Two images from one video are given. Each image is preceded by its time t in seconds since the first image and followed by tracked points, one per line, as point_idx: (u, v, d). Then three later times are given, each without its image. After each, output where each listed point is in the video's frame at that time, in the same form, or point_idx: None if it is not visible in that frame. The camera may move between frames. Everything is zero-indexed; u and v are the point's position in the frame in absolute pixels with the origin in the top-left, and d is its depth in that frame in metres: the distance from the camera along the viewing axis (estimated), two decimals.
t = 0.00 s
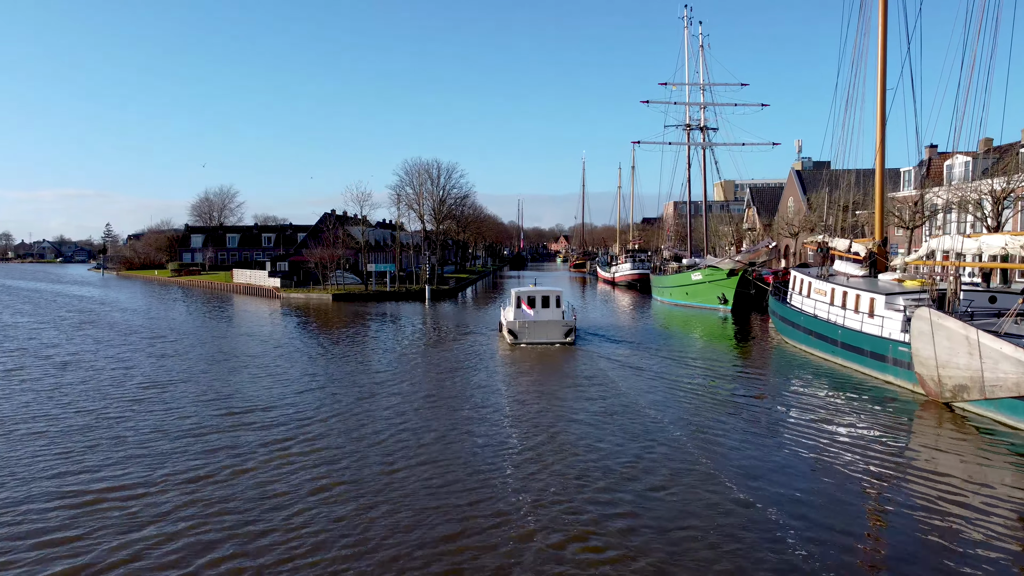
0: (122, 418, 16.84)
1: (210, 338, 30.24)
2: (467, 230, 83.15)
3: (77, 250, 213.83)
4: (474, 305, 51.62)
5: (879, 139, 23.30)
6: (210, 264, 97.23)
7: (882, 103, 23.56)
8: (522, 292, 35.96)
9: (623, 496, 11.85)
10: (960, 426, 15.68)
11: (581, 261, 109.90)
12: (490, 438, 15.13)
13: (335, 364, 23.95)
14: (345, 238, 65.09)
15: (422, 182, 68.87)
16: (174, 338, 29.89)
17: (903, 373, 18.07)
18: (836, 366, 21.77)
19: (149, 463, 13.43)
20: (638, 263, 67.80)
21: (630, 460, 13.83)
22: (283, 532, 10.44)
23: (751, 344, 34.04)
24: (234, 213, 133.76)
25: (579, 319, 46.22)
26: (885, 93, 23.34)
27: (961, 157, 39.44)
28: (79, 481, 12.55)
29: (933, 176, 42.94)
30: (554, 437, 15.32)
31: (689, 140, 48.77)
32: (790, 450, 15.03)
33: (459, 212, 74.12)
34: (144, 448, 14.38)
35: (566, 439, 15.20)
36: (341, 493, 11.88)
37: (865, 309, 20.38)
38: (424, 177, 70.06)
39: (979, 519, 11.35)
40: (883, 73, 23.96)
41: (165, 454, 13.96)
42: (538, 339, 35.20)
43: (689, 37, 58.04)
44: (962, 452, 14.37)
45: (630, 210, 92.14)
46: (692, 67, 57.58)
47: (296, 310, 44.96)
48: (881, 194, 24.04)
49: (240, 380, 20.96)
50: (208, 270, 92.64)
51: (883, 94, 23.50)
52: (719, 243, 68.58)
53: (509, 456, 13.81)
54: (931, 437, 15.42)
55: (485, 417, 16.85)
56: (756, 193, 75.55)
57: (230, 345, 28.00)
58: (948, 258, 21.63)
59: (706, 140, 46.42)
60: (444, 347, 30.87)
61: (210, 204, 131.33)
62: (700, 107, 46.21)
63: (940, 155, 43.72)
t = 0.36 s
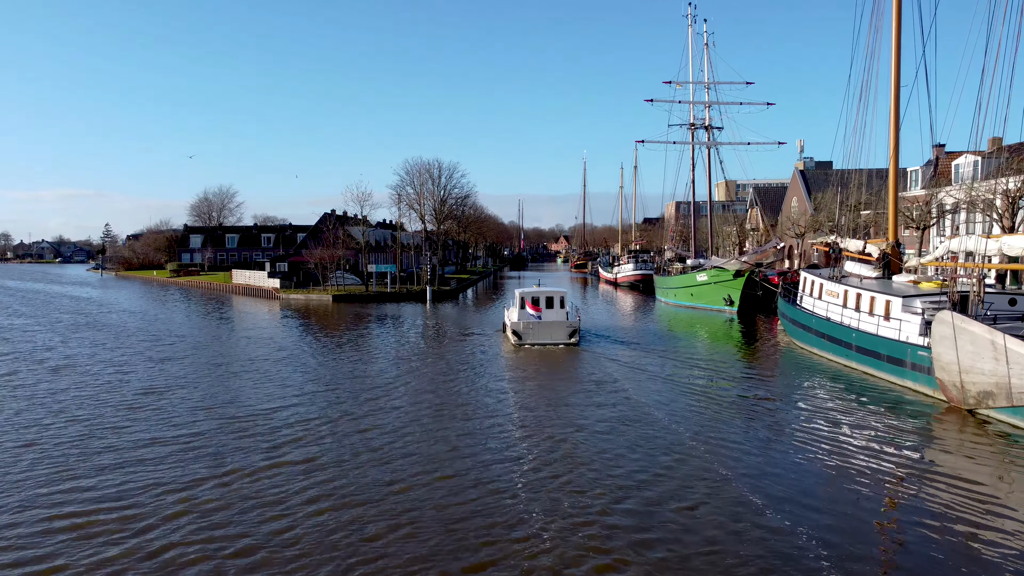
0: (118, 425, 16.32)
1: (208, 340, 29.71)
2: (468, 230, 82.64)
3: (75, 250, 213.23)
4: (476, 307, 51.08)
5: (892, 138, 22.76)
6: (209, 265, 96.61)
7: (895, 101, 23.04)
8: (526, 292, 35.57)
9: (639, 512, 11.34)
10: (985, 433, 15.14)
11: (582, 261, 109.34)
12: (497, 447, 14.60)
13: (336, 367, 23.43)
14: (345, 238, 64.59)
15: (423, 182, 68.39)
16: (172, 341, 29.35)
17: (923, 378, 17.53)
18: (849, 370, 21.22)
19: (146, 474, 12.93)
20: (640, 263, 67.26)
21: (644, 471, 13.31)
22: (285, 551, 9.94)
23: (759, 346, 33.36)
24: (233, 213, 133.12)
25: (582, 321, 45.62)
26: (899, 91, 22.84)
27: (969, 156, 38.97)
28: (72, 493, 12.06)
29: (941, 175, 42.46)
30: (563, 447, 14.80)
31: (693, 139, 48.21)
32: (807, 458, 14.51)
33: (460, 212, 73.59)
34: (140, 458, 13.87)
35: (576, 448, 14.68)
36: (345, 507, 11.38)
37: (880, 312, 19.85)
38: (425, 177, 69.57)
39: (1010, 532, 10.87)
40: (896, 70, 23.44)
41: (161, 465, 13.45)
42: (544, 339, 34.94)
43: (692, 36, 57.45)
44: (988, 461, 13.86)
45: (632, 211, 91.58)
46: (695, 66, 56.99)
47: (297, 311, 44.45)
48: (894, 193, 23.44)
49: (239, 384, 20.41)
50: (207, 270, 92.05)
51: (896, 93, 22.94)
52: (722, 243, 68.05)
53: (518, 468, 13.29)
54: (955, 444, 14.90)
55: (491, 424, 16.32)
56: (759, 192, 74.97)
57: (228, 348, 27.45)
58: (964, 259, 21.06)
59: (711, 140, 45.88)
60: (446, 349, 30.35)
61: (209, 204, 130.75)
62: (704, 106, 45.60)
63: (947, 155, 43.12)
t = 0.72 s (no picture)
0: (115, 434, 15.84)
1: (209, 343, 29.29)
2: (469, 230, 82.16)
3: (73, 250, 213.96)
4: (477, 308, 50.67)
5: (908, 137, 22.31)
6: (208, 265, 96.04)
7: (911, 99, 22.57)
8: (531, 294, 35.27)
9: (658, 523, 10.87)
10: (1009, 441, 14.67)
11: (582, 261, 108.77)
12: (506, 454, 14.12)
13: (339, 370, 23.04)
14: (346, 238, 64.15)
15: (424, 182, 67.94)
16: (172, 344, 28.99)
17: (942, 384, 17.07)
18: (864, 375, 20.72)
19: (143, 487, 12.46)
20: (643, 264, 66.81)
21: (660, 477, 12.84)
22: (289, 571, 9.49)
23: (765, 348, 32.94)
24: (232, 213, 132.63)
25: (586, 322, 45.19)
26: (914, 90, 22.38)
27: (978, 157, 38.44)
28: (67, 507, 11.60)
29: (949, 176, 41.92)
30: (575, 453, 14.31)
31: (698, 139, 47.71)
32: (826, 466, 14.04)
33: (462, 212, 73.10)
34: (137, 469, 13.40)
35: (587, 454, 14.19)
36: (350, 522, 10.92)
37: (896, 316, 19.34)
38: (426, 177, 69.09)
39: None
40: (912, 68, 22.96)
41: (159, 477, 12.99)
42: (548, 341, 34.65)
43: (696, 34, 56.80)
44: (1014, 470, 13.42)
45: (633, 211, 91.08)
46: (699, 66, 56.44)
47: (297, 312, 43.95)
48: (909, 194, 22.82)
49: (238, 390, 19.89)
50: (206, 271, 91.58)
51: (912, 91, 22.51)
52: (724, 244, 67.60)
53: (529, 475, 12.82)
54: (978, 452, 14.46)
55: (499, 431, 15.82)
56: (762, 193, 74.45)
57: (228, 351, 27.05)
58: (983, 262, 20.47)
59: (717, 140, 45.31)
60: (449, 351, 29.84)
61: (207, 205, 130.17)
62: (710, 105, 45.07)
63: (955, 154, 42.53)
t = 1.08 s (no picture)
0: (108, 446, 15.31)
1: (209, 347, 28.83)
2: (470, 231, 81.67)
3: (73, 250, 213.85)
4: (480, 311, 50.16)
5: (925, 136, 21.77)
6: (208, 266, 95.47)
7: (927, 98, 22.04)
8: (536, 296, 34.82)
9: (677, 538, 10.29)
10: None
11: (584, 262, 108.16)
12: (514, 466, 13.51)
13: (341, 376, 22.58)
14: (347, 240, 63.69)
15: (426, 182, 67.45)
16: (171, 348, 28.55)
17: (965, 393, 16.52)
18: (880, 382, 20.12)
19: (134, 504, 11.91)
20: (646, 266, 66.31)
21: (675, 489, 12.25)
22: None
23: (773, 352, 32.40)
24: (232, 213, 132.15)
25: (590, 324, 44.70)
26: (931, 88, 21.87)
27: (988, 157, 37.85)
28: (54, 526, 11.06)
29: (959, 176, 41.35)
30: (585, 463, 13.71)
31: (702, 139, 47.09)
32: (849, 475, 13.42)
33: (463, 213, 72.60)
34: (130, 484, 12.85)
35: (598, 464, 13.60)
36: (351, 542, 10.36)
37: (915, 322, 18.76)
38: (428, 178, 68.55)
39: None
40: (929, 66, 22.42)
41: (152, 493, 12.41)
42: (553, 344, 34.34)
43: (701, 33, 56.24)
44: None
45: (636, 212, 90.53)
46: (702, 66, 55.85)
47: (297, 315, 43.44)
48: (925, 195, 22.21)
49: (237, 398, 19.33)
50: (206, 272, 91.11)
51: (928, 89, 22.02)
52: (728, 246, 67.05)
53: (540, 487, 12.27)
54: (1005, 463, 13.92)
55: (505, 442, 15.24)
56: (765, 194, 73.91)
57: (228, 355, 26.59)
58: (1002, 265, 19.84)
59: (722, 140, 44.77)
60: (452, 355, 29.30)
61: (207, 205, 129.68)
62: (715, 105, 44.47)
63: (964, 154, 41.89)
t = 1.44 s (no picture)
0: (103, 458, 14.74)
1: (209, 352, 28.38)
2: (471, 232, 81.23)
3: (74, 250, 214.55)
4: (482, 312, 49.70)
5: (941, 136, 21.19)
6: (207, 267, 95.03)
7: (944, 96, 21.43)
8: (540, 298, 34.37)
9: (702, 562, 9.75)
10: None
11: (586, 263, 107.62)
12: (525, 480, 12.94)
13: (344, 381, 22.12)
14: (347, 240, 63.23)
15: (427, 183, 66.94)
16: (171, 353, 28.09)
17: (989, 401, 15.98)
18: (897, 389, 19.52)
19: (129, 522, 11.35)
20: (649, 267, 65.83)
21: (695, 507, 11.70)
22: None
23: (781, 355, 31.87)
24: (232, 214, 131.78)
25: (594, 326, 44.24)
26: (948, 86, 21.26)
27: (998, 157, 37.31)
28: (44, 547, 10.49)
29: (967, 176, 40.86)
30: (599, 477, 13.15)
31: (707, 140, 46.52)
32: (874, 487, 12.87)
33: (465, 214, 72.14)
34: (126, 498, 12.36)
35: (612, 478, 13.05)
36: (357, 560, 9.91)
37: (935, 327, 18.17)
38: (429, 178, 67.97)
39: None
40: (945, 63, 21.81)
41: (148, 509, 11.84)
42: (558, 346, 33.89)
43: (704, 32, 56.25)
44: None
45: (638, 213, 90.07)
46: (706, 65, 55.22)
47: (298, 317, 42.86)
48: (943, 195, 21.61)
49: (236, 407, 18.75)
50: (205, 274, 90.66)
51: (945, 88, 21.39)
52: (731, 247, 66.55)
53: (551, 502, 11.82)
54: None
55: (515, 452, 14.68)
56: (768, 194, 73.40)
57: (229, 360, 26.14)
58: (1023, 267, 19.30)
59: (727, 140, 44.21)
60: (456, 359, 28.73)
61: (207, 206, 129.33)
62: (720, 105, 43.91)
63: (973, 155, 41.35)
